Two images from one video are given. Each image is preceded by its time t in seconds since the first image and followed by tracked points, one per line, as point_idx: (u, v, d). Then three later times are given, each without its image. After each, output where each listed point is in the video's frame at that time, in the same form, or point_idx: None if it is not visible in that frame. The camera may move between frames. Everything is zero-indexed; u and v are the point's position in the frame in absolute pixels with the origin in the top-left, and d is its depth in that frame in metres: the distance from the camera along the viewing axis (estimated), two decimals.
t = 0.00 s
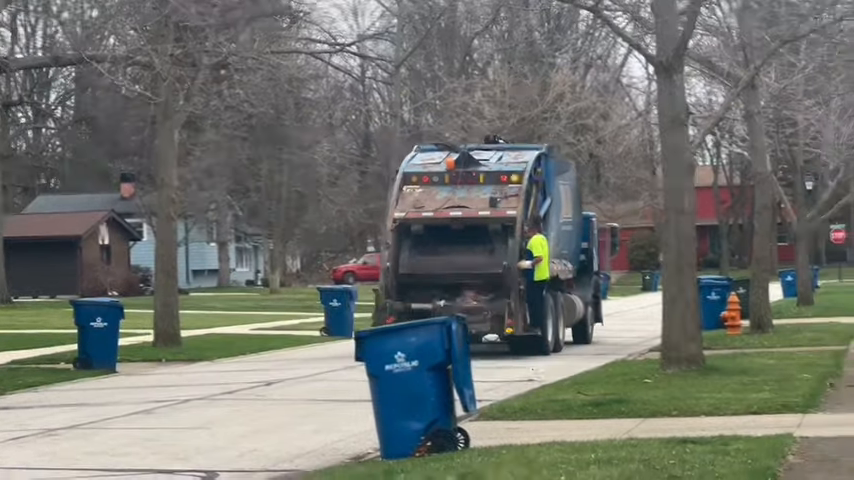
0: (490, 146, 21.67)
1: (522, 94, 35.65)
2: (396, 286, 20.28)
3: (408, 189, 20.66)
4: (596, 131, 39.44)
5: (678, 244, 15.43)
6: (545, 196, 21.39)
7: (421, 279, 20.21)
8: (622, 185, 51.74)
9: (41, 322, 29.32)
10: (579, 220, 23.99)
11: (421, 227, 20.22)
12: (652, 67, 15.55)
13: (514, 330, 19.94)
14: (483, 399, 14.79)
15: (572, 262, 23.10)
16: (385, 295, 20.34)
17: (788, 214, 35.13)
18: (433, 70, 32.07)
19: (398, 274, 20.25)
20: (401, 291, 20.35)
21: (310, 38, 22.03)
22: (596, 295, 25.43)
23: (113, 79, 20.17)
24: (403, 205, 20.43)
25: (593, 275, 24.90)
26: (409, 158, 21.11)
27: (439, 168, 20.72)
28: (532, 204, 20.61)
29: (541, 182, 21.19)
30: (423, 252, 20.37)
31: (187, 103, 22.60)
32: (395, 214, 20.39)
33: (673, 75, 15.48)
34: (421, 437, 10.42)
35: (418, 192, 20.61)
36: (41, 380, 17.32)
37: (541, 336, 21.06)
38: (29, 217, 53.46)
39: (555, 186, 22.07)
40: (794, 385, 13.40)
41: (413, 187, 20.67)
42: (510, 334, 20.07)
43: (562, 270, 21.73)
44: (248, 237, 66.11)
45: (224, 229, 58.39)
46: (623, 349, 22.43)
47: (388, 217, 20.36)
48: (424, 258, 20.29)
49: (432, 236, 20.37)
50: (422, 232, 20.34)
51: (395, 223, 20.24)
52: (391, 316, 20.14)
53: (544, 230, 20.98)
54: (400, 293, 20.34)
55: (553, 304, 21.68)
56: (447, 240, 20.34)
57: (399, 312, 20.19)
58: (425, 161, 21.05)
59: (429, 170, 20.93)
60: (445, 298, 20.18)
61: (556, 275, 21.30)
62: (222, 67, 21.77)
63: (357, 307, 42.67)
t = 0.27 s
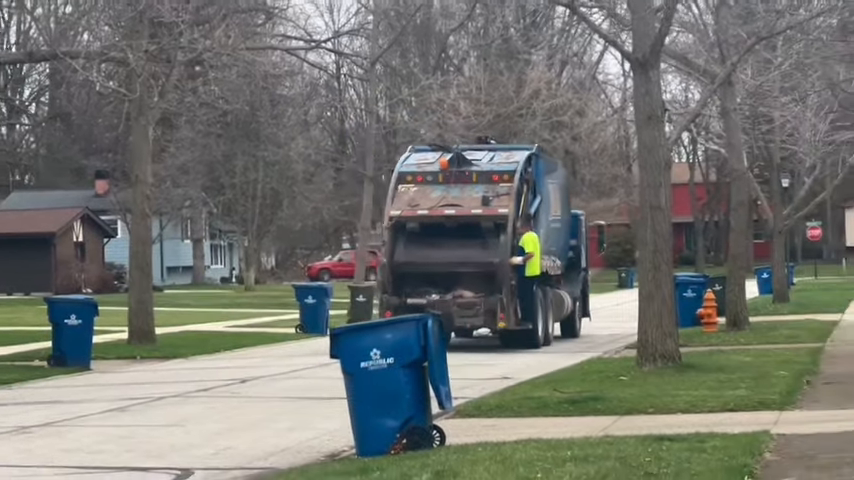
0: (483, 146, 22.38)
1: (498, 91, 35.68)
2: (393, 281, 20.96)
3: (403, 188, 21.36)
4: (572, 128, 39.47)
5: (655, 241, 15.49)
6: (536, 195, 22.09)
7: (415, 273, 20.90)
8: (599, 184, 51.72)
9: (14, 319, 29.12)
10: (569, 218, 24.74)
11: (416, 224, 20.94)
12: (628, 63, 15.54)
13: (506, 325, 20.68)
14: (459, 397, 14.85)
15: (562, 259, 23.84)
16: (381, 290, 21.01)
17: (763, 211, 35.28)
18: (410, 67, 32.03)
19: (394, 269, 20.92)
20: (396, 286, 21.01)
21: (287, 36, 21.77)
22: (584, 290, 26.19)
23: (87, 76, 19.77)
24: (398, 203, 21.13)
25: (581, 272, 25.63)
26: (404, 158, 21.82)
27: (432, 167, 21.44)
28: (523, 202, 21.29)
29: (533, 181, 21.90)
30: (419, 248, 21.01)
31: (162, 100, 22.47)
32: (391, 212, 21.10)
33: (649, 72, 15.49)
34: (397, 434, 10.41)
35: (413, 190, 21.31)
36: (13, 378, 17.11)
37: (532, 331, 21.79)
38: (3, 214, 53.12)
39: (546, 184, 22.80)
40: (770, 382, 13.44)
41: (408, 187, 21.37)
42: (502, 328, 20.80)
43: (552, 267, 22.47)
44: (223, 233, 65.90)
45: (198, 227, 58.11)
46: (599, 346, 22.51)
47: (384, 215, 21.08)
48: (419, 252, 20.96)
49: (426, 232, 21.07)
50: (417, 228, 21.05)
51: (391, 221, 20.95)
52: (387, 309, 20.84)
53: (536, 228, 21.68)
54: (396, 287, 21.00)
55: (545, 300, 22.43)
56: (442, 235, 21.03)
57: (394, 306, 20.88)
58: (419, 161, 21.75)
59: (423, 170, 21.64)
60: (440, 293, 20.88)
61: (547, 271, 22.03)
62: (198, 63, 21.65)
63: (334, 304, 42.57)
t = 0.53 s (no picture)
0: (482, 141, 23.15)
1: (479, 84, 35.80)
2: (396, 272, 21.86)
3: (405, 183, 22.11)
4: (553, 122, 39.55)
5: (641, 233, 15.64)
6: (534, 190, 22.90)
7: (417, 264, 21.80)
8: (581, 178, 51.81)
9: None
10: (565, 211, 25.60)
11: (418, 218, 21.78)
12: (613, 55, 15.65)
13: (505, 314, 21.49)
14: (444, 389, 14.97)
15: (558, 251, 24.70)
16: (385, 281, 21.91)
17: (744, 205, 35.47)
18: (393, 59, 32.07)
19: (398, 260, 21.81)
20: (399, 277, 21.91)
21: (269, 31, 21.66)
22: (579, 281, 27.11)
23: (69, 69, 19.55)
24: (400, 197, 21.94)
25: (576, 264, 26.52)
26: (405, 153, 22.56)
27: (434, 162, 22.19)
28: (522, 196, 22.09)
29: (530, 176, 22.71)
30: (421, 240, 21.87)
31: (146, 94, 22.42)
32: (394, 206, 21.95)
33: (634, 63, 15.61)
34: (384, 426, 10.51)
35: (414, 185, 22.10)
36: None
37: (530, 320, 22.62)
38: None
39: (544, 179, 23.63)
40: (755, 374, 13.56)
41: (409, 181, 22.12)
42: (502, 317, 21.62)
43: (550, 259, 23.34)
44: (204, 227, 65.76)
45: (180, 220, 57.99)
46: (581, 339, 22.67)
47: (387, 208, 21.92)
48: (422, 244, 21.81)
49: (428, 224, 21.93)
50: (419, 221, 21.91)
51: (394, 214, 21.78)
52: (391, 300, 21.74)
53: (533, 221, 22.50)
54: (400, 277, 21.91)
55: (542, 291, 23.32)
56: (443, 227, 21.87)
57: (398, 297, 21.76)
58: (420, 156, 22.50)
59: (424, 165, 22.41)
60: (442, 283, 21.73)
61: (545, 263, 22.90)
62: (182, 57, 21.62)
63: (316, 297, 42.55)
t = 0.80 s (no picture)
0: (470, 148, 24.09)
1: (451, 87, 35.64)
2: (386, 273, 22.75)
3: (395, 188, 23.08)
4: (524, 125, 39.40)
5: (621, 235, 15.52)
6: (519, 195, 23.90)
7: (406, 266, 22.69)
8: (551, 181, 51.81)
9: None
10: (548, 216, 26.60)
11: (407, 222, 22.69)
12: (591, 57, 15.54)
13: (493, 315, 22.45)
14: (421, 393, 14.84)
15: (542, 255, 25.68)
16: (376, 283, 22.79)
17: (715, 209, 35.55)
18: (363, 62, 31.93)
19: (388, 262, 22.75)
20: (390, 279, 22.81)
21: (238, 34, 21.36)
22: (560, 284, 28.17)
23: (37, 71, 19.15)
24: (391, 202, 22.88)
25: (558, 267, 27.47)
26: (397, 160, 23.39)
27: (422, 169, 23.11)
28: (508, 200, 23.02)
29: (516, 182, 23.72)
30: (411, 242, 22.73)
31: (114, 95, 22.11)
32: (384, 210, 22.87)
33: (612, 66, 15.49)
34: (362, 431, 10.34)
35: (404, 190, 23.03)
36: None
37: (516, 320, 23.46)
38: None
39: (528, 184, 24.70)
40: (734, 378, 13.51)
41: (400, 187, 23.07)
42: (488, 318, 22.61)
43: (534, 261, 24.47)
44: (173, 231, 65.33)
45: (149, 224, 57.53)
46: (554, 343, 22.60)
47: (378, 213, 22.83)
48: (412, 246, 22.66)
49: (418, 227, 22.78)
50: (409, 225, 22.77)
51: (384, 218, 22.71)
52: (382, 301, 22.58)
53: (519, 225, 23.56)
54: (391, 279, 22.81)
55: (528, 292, 24.34)
56: (432, 230, 22.71)
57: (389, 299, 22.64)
58: (411, 163, 23.34)
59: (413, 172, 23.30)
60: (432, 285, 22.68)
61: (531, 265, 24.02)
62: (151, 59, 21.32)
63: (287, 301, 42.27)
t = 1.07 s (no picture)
0: (468, 149, 24.47)
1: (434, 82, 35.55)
2: (388, 271, 23.23)
3: (396, 188, 23.56)
4: (506, 123, 39.45)
5: (609, 234, 15.47)
6: (516, 195, 24.20)
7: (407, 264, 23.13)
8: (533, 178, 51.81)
9: None
10: (542, 214, 26.89)
11: (408, 220, 23.18)
12: (578, 53, 15.50)
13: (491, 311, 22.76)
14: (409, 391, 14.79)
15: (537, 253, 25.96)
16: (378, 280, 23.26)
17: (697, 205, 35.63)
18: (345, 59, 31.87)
19: (390, 260, 23.19)
20: (391, 276, 23.27)
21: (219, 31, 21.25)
22: (554, 280, 28.46)
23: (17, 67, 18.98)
24: (392, 201, 23.39)
25: (552, 264, 27.73)
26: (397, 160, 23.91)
27: (422, 169, 23.59)
28: (506, 200, 23.46)
29: (513, 182, 24.01)
30: (412, 240, 23.20)
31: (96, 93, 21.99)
32: (385, 209, 23.38)
33: (599, 62, 15.45)
34: (351, 431, 10.26)
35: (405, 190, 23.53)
36: None
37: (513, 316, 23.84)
38: None
39: (525, 184, 24.99)
40: (723, 377, 13.46)
41: (401, 186, 23.56)
42: (487, 314, 22.95)
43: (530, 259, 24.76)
44: (154, 228, 65.12)
45: (130, 222, 57.29)
46: (540, 340, 22.60)
47: (380, 212, 23.36)
48: (413, 244, 23.12)
49: (419, 226, 23.26)
50: (409, 223, 23.26)
51: (384, 217, 23.24)
52: (383, 298, 23.07)
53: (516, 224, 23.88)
54: (393, 276, 23.27)
55: (524, 289, 24.66)
56: (433, 229, 23.19)
57: (391, 295, 23.12)
58: (411, 164, 23.84)
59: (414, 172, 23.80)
60: (432, 282, 23.07)
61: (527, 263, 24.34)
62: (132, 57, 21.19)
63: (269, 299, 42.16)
